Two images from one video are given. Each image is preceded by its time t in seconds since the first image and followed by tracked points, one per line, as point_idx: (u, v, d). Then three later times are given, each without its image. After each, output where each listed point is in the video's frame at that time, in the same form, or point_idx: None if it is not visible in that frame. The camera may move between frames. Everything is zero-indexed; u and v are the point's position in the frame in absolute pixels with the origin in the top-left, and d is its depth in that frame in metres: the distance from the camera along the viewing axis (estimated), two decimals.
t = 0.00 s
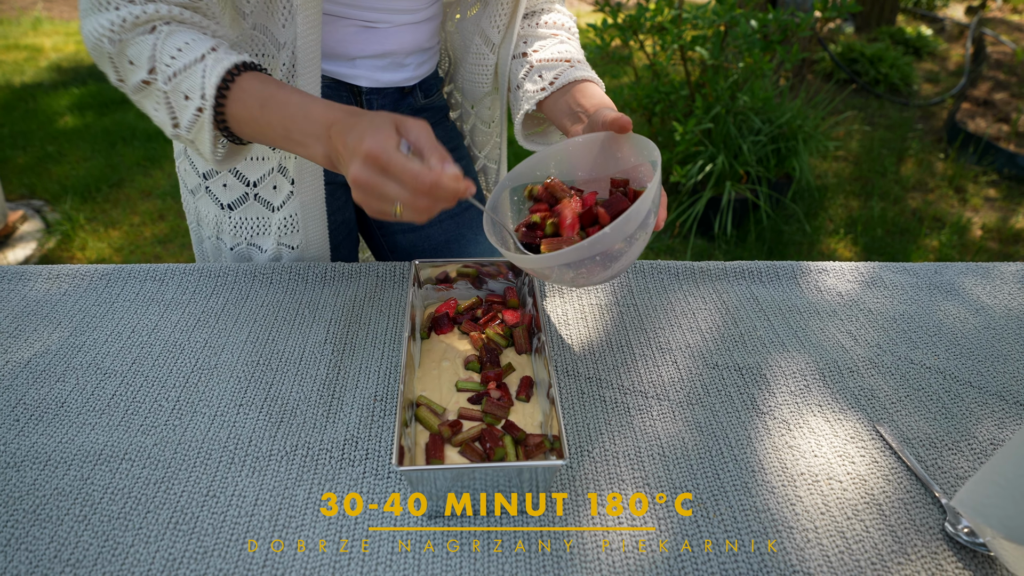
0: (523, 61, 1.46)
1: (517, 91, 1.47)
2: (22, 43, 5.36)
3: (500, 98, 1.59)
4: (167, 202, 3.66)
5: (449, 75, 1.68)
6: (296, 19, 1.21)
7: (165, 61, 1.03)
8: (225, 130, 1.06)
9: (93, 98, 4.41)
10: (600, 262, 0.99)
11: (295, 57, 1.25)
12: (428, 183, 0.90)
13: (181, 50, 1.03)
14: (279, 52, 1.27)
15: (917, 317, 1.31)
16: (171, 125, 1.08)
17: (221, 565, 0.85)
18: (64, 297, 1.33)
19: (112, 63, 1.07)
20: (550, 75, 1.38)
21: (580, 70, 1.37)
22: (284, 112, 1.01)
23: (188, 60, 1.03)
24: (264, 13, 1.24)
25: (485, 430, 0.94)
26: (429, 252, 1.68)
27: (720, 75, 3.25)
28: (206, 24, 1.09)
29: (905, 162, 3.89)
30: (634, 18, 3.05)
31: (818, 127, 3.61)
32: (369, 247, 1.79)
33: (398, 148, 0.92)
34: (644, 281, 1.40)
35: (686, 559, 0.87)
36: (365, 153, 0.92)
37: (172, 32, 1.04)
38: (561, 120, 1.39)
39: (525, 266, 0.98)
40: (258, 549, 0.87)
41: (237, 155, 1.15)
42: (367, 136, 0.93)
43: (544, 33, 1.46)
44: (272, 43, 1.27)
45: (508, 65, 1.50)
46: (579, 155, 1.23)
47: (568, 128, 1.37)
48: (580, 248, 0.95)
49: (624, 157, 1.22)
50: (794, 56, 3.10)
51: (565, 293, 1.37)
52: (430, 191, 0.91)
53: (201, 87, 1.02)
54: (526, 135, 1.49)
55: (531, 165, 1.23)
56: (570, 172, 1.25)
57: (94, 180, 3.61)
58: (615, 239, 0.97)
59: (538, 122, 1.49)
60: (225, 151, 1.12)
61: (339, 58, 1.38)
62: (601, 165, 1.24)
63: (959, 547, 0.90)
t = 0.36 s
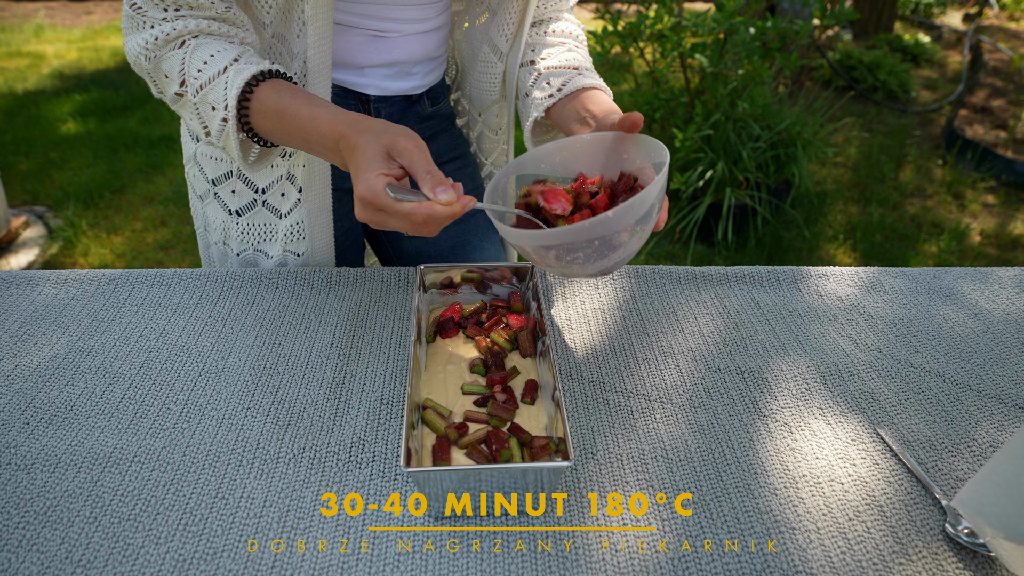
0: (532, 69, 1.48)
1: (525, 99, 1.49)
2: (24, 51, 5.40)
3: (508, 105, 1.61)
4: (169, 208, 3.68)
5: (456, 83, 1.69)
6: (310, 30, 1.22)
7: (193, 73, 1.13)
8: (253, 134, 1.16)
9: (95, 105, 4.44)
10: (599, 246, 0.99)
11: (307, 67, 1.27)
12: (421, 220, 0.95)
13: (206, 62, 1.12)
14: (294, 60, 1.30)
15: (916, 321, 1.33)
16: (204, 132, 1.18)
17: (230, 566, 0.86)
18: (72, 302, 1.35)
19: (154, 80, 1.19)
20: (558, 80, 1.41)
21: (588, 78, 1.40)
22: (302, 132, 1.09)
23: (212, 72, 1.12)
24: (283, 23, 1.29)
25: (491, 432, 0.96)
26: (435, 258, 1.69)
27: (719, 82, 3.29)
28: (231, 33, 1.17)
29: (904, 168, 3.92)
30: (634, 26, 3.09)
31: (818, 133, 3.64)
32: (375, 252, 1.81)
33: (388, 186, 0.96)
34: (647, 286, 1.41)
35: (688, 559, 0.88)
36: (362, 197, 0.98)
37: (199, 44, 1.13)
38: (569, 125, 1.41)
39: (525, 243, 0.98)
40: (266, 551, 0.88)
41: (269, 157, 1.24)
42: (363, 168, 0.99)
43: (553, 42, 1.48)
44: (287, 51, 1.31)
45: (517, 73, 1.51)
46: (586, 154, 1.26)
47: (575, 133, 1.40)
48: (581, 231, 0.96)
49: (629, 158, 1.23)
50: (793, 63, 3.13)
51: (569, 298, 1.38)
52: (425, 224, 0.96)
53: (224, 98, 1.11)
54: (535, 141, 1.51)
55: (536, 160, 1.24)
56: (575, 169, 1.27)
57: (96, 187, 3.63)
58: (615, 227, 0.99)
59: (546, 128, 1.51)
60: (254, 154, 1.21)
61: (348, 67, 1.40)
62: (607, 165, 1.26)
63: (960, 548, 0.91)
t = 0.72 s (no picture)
0: (532, 99, 1.53)
1: (524, 127, 1.53)
2: (31, 74, 5.51)
3: (508, 131, 1.67)
4: (173, 229, 3.72)
5: (460, 108, 1.74)
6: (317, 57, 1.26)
7: (199, 88, 1.16)
8: (253, 147, 1.19)
9: (101, 128, 4.51)
10: (597, 280, 1.01)
11: (313, 89, 1.31)
12: (409, 217, 0.98)
13: (212, 77, 1.16)
14: (300, 84, 1.35)
15: (913, 338, 1.35)
16: (207, 146, 1.21)
17: None
18: (83, 321, 1.38)
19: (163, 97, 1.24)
20: (556, 114, 1.45)
21: (584, 113, 1.45)
22: (297, 142, 1.12)
23: (216, 86, 1.15)
24: (291, 48, 1.34)
25: (496, 447, 0.98)
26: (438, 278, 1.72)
27: (717, 104, 3.35)
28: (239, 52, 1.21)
29: (900, 189, 3.98)
30: (632, 50, 3.19)
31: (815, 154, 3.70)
32: (379, 273, 1.84)
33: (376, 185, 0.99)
34: (648, 305, 1.44)
35: (691, 562, 0.91)
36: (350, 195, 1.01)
37: (205, 60, 1.17)
38: (563, 158, 1.45)
39: (526, 274, 1.00)
40: (276, 564, 0.90)
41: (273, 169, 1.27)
42: (351, 171, 1.02)
43: (553, 74, 1.53)
44: (295, 76, 1.36)
45: (517, 102, 1.56)
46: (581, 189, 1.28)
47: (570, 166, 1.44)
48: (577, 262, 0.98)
49: (621, 196, 1.25)
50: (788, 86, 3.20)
51: (572, 316, 1.40)
52: (411, 223, 1.00)
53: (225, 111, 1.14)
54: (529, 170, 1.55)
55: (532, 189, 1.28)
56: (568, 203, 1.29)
57: (101, 208, 3.67)
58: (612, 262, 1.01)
59: (541, 158, 1.55)
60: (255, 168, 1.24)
61: (355, 93, 1.45)
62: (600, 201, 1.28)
63: (958, 561, 0.92)
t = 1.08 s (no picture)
0: (543, 135, 1.60)
1: (535, 161, 1.60)
2: (48, 104, 5.68)
3: (516, 163, 1.73)
4: (184, 254, 3.80)
5: (465, 137, 1.81)
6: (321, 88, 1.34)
7: (190, 103, 1.21)
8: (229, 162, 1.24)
9: (116, 155, 4.64)
10: (645, 313, 1.06)
11: (319, 118, 1.38)
12: (304, 224, 0.99)
13: (200, 94, 1.20)
14: (307, 114, 1.42)
15: (906, 360, 1.38)
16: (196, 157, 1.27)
17: None
18: (100, 341, 1.43)
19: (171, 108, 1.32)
20: (570, 153, 1.51)
21: (596, 152, 1.50)
22: (247, 154, 1.16)
23: (200, 102, 1.19)
24: (299, 79, 1.40)
25: (496, 462, 1.01)
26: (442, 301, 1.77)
27: (719, 132, 3.42)
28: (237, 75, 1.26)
29: (903, 214, 4.05)
30: (635, 80, 3.31)
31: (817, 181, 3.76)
32: (385, 296, 1.89)
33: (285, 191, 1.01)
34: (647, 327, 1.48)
35: (690, 560, 0.95)
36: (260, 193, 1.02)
37: (201, 79, 1.23)
38: (579, 195, 1.50)
39: (579, 311, 1.07)
40: (283, 573, 0.93)
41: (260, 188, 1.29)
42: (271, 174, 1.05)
43: (562, 111, 1.60)
44: (303, 106, 1.43)
45: (528, 136, 1.63)
46: (609, 229, 1.34)
47: (587, 204, 1.48)
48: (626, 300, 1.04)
49: (648, 233, 1.32)
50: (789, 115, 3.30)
51: (571, 338, 1.44)
52: (307, 233, 1.00)
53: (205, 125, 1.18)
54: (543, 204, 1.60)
55: (567, 233, 1.33)
56: (600, 243, 1.36)
57: (115, 234, 3.76)
58: (647, 300, 1.05)
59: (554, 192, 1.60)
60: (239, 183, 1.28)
61: (360, 122, 1.51)
62: (628, 238, 1.34)
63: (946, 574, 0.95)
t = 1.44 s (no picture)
0: (550, 174, 1.69)
1: (544, 200, 1.68)
2: (82, 145, 5.96)
3: (523, 202, 1.82)
4: (206, 289, 3.94)
5: (472, 178, 1.91)
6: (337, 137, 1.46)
7: (235, 164, 1.33)
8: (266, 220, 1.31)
9: (144, 195, 4.84)
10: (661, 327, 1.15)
11: (335, 164, 1.49)
12: (399, 260, 1.09)
13: (248, 158, 1.32)
14: (325, 160, 1.53)
15: (894, 393, 1.42)
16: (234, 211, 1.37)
17: None
18: (125, 370, 1.52)
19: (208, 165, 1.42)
20: (576, 187, 1.60)
21: (601, 185, 1.60)
22: (303, 221, 1.24)
23: (250, 164, 1.31)
24: (320, 128, 1.52)
25: (490, 485, 1.07)
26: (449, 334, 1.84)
27: (728, 172, 3.63)
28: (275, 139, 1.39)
29: (916, 252, 4.27)
30: (643, 122, 3.52)
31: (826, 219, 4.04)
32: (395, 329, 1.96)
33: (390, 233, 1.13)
34: (642, 360, 1.54)
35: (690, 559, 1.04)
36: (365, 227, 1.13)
37: (246, 143, 1.35)
38: (588, 227, 1.59)
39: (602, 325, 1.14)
40: None
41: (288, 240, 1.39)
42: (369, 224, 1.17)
43: (565, 150, 1.71)
44: (321, 153, 1.54)
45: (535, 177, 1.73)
46: (623, 253, 1.41)
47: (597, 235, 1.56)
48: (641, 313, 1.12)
49: (659, 255, 1.39)
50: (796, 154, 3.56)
51: (572, 368, 1.51)
52: (391, 271, 1.09)
53: (253, 185, 1.29)
54: (555, 238, 1.67)
55: (582, 257, 1.39)
56: (614, 265, 1.42)
57: (140, 270, 3.92)
58: (667, 309, 1.13)
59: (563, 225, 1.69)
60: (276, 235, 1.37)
61: (372, 165, 1.62)
62: (640, 259, 1.41)
63: None
